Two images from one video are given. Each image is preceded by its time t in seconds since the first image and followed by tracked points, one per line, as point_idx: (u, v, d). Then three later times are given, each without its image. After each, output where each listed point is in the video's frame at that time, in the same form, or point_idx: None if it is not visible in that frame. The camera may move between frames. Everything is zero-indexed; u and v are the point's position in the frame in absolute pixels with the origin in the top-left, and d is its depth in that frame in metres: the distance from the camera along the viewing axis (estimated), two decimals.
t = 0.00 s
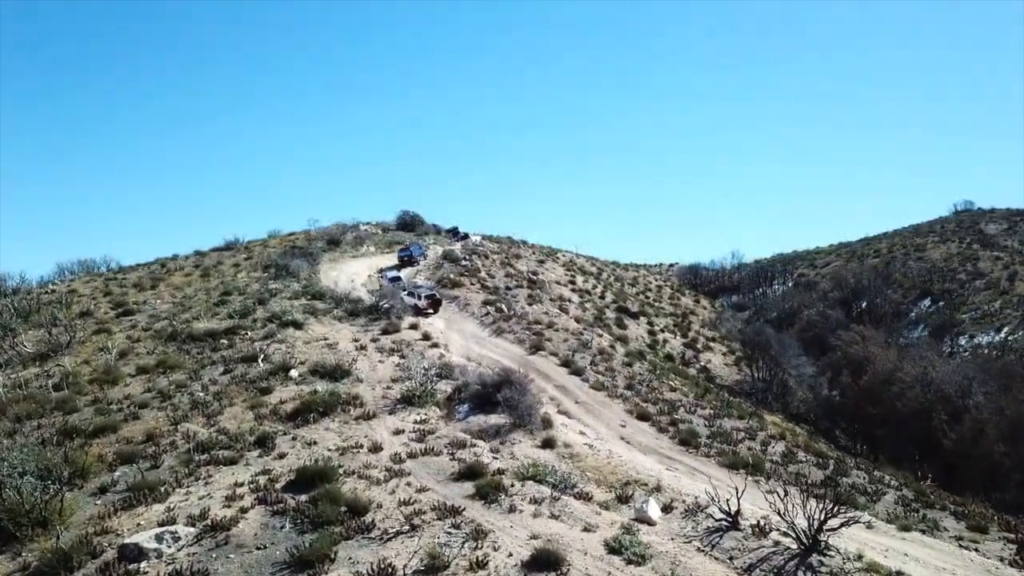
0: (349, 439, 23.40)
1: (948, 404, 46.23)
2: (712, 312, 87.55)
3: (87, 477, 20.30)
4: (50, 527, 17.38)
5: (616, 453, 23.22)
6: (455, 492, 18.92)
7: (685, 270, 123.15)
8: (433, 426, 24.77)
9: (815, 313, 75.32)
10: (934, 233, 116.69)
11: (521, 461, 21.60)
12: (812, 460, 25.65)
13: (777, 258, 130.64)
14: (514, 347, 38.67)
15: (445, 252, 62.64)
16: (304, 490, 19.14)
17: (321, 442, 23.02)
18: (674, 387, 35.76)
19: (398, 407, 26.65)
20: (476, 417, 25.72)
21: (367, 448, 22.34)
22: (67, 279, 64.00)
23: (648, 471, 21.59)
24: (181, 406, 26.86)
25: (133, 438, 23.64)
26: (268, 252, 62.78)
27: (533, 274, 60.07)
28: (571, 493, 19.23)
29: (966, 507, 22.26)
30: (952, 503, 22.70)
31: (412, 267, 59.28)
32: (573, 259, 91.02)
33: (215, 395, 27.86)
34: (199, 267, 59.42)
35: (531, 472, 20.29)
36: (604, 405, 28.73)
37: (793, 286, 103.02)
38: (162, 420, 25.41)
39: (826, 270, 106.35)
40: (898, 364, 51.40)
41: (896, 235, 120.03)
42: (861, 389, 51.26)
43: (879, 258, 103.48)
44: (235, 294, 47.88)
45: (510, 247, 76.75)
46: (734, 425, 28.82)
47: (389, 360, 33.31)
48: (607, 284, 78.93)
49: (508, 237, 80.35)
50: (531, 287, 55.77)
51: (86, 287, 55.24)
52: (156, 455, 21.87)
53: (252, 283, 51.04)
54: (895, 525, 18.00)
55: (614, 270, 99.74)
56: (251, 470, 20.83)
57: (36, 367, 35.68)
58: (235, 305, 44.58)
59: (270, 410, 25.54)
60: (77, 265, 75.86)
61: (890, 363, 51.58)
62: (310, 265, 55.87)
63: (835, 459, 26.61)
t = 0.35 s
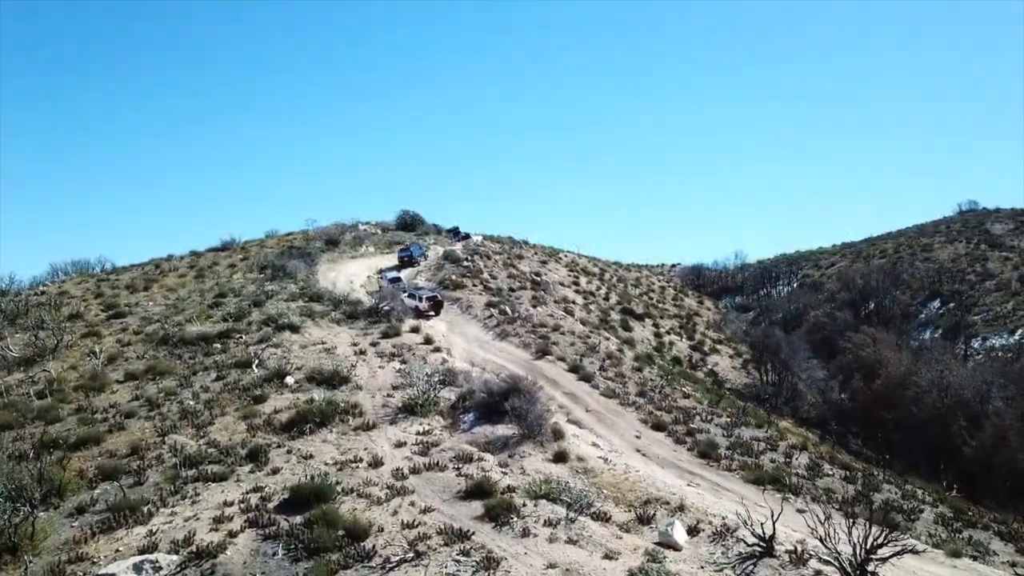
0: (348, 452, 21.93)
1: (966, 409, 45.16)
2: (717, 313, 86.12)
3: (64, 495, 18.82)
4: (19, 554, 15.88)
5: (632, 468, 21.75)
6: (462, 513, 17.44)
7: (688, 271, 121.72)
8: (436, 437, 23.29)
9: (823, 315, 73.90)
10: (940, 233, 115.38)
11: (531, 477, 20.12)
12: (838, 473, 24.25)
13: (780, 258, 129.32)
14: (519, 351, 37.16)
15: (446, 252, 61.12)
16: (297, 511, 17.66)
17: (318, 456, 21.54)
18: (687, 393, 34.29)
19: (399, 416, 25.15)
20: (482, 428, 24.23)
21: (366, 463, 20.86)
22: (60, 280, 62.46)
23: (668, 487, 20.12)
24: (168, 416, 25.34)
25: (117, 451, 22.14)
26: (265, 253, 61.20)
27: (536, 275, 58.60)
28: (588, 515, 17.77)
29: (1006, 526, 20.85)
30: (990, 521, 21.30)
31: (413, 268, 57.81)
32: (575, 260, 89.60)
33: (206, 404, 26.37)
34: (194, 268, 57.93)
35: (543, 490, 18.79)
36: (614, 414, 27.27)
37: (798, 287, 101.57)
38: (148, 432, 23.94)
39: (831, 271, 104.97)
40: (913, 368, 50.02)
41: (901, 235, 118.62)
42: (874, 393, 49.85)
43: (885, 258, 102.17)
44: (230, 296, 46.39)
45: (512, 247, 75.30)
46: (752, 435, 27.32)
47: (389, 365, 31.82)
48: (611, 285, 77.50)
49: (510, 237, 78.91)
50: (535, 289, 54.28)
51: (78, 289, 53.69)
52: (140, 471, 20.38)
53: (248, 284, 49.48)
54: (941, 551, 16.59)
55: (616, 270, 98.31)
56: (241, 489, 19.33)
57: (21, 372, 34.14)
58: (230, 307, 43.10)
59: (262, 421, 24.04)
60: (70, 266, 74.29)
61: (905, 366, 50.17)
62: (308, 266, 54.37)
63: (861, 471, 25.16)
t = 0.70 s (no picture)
0: (345, 468, 20.50)
1: (984, 414, 43.80)
2: (721, 314, 84.70)
3: (37, 517, 17.39)
4: None
5: (648, 484, 20.37)
6: (469, 538, 16.08)
7: (690, 271, 120.38)
8: (440, 450, 21.90)
9: (830, 316, 72.57)
10: (946, 233, 114.11)
11: (543, 496, 18.73)
12: (866, 487, 22.89)
13: (783, 258, 128.04)
14: (523, 356, 35.75)
15: (447, 253, 59.70)
16: (290, 535, 16.27)
17: (313, 472, 20.13)
18: (699, 400, 32.90)
19: (400, 427, 23.75)
20: (488, 440, 22.80)
21: (364, 479, 19.48)
22: (51, 280, 61.01)
23: (689, 506, 18.76)
24: (154, 427, 23.90)
25: (98, 466, 20.70)
26: (261, 253, 59.71)
27: (538, 276, 57.21)
28: (605, 538, 16.41)
29: None
30: None
31: (413, 269, 56.39)
32: (578, 260, 88.23)
33: (195, 413, 24.94)
34: (188, 268, 56.42)
35: (557, 510, 17.41)
36: (626, 423, 25.87)
37: (803, 287, 100.24)
38: (133, 444, 22.50)
39: (836, 272, 103.71)
40: (927, 372, 48.69)
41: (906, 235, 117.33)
42: (887, 397, 48.55)
43: (891, 258, 100.96)
44: (224, 298, 44.92)
45: (514, 248, 73.91)
46: (772, 446, 25.95)
47: (389, 371, 30.37)
48: (614, 286, 76.07)
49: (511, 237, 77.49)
50: (539, 290, 52.90)
51: (68, 290, 52.16)
52: (121, 489, 18.94)
53: (243, 286, 48.03)
54: None
55: (619, 271, 96.88)
56: (230, 508, 17.93)
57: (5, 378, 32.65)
58: (224, 309, 41.62)
59: (255, 432, 22.62)
60: (62, 267, 72.79)
61: (919, 370, 48.84)
62: (305, 267, 52.92)
63: (889, 485, 23.80)
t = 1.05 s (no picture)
0: (340, 488, 18.85)
1: (1006, 421, 42.27)
2: (726, 316, 83.17)
3: None
4: None
5: (671, 506, 18.73)
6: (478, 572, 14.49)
7: (693, 272, 118.85)
8: (443, 468, 20.25)
9: (839, 318, 71.02)
10: (953, 233, 112.70)
11: (557, 521, 17.08)
12: (901, 506, 21.31)
13: (787, 258, 126.58)
14: (529, 362, 34.10)
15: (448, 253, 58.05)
16: (278, 569, 14.63)
17: (306, 493, 18.49)
18: (715, 409, 31.29)
19: (400, 441, 22.10)
20: (495, 456, 21.17)
21: (360, 502, 17.84)
22: (40, 281, 59.31)
23: (717, 532, 17.14)
24: (136, 442, 22.23)
25: (72, 486, 19.03)
26: (257, 253, 58.04)
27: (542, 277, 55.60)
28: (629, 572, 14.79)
29: None
30: None
31: (413, 270, 54.74)
32: (580, 260, 86.66)
33: (181, 426, 23.28)
34: (181, 269, 54.79)
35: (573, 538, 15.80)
36: (642, 436, 24.22)
37: (808, 288, 98.75)
38: (112, 461, 20.84)
39: (841, 272, 102.34)
40: (944, 377, 47.18)
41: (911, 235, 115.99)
42: (903, 402, 47.01)
43: (898, 259, 99.48)
44: (217, 300, 43.24)
45: (516, 248, 72.31)
46: (796, 461, 24.32)
47: (388, 379, 28.71)
48: (618, 287, 74.50)
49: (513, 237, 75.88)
50: (543, 292, 51.30)
51: (57, 292, 50.46)
52: (94, 513, 17.28)
53: (237, 288, 46.36)
54: None
55: (621, 272, 95.25)
56: (213, 536, 16.29)
57: None
58: (216, 312, 39.95)
59: (243, 448, 20.97)
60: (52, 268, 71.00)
61: (936, 375, 47.29)
62: (302, 268, 51.26)
63: (924, 504, 22.23)
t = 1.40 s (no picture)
0: (334, 510, 17.31)
1: None
2: (731, 317, 81.68)
3: None
4: None
5: (694, 531, 17.19)
6: None
7: (696, 272, 117.40)
8: (446, 487, 18.72)
9: (848, 320, 69.60)
10: (959, 233, 111.37)
11: (572, 549, 15.55)
12: (938, 527, 19.83)
13: (791, 259, 125.17)
14: (534, 369, 32.55)
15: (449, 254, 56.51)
16: None
17: (296, 516, 16.94)
18: (730, 418, 29.78)
19: (399, 457, 20.56)
20: (502, 473, 19.65)
21: (356, 527, 16.30)
22: (30, 282, 57.70)
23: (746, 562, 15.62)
24: (115, 457, 20.66)
25: (42, 508, 17.47)
26: (252, 254, 56.47)
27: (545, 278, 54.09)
28: None
29: None
30: None
31: (412, 271, 53.18)
32: (582, 261, 85.17)
33: (164, 439, 21.72)
34: (174, 270, 53.22)
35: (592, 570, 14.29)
36: (657, 450, 22.68)
37: (813, 289, 97.34)
38: (87, 479, 19.28)
39: (846, 273, 101.08)
40: (961, 382, 45.74)
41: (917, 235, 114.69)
42: (918, 408, 45.57)
43: (904, 259, 98.11)
44: (209, 303, 41.67)
45: (518, 249, 70.77)
46: (821, 476, 22.82)
47: (387, 387, 27.15)
48: (621, 289, 72.99)
49: (514, 238, 74.36)
50: (546, 294, 49.78)
51: (45, 294, 48.81)
52: (63, 541, 15.73)
53: (231, 289, 44.76)
54: None
55: (624, 272, 93.76)
56: (192, 568, 14.73)
57: None
58: (208, 315, 38.38)
59: (229, 465, 19.42)
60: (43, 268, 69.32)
61: (953, 380, 45.83)
62: (298, 270, 49.68)
63: (961, 523, 20.76)
